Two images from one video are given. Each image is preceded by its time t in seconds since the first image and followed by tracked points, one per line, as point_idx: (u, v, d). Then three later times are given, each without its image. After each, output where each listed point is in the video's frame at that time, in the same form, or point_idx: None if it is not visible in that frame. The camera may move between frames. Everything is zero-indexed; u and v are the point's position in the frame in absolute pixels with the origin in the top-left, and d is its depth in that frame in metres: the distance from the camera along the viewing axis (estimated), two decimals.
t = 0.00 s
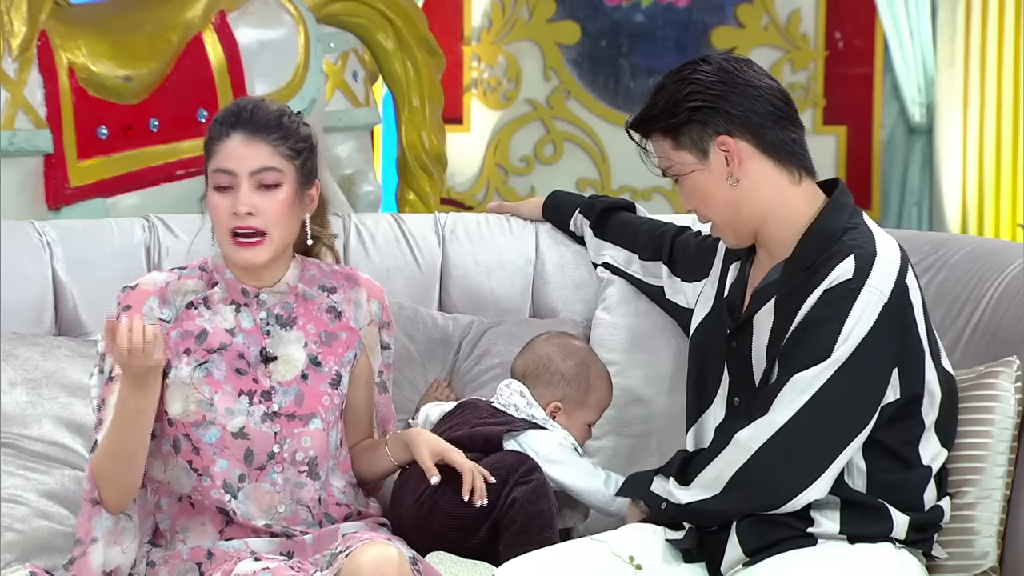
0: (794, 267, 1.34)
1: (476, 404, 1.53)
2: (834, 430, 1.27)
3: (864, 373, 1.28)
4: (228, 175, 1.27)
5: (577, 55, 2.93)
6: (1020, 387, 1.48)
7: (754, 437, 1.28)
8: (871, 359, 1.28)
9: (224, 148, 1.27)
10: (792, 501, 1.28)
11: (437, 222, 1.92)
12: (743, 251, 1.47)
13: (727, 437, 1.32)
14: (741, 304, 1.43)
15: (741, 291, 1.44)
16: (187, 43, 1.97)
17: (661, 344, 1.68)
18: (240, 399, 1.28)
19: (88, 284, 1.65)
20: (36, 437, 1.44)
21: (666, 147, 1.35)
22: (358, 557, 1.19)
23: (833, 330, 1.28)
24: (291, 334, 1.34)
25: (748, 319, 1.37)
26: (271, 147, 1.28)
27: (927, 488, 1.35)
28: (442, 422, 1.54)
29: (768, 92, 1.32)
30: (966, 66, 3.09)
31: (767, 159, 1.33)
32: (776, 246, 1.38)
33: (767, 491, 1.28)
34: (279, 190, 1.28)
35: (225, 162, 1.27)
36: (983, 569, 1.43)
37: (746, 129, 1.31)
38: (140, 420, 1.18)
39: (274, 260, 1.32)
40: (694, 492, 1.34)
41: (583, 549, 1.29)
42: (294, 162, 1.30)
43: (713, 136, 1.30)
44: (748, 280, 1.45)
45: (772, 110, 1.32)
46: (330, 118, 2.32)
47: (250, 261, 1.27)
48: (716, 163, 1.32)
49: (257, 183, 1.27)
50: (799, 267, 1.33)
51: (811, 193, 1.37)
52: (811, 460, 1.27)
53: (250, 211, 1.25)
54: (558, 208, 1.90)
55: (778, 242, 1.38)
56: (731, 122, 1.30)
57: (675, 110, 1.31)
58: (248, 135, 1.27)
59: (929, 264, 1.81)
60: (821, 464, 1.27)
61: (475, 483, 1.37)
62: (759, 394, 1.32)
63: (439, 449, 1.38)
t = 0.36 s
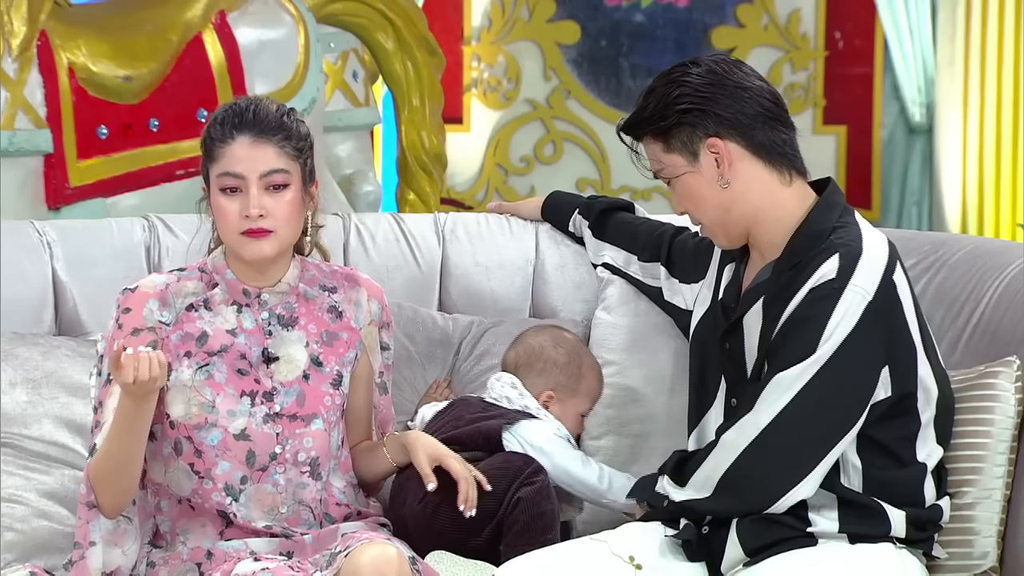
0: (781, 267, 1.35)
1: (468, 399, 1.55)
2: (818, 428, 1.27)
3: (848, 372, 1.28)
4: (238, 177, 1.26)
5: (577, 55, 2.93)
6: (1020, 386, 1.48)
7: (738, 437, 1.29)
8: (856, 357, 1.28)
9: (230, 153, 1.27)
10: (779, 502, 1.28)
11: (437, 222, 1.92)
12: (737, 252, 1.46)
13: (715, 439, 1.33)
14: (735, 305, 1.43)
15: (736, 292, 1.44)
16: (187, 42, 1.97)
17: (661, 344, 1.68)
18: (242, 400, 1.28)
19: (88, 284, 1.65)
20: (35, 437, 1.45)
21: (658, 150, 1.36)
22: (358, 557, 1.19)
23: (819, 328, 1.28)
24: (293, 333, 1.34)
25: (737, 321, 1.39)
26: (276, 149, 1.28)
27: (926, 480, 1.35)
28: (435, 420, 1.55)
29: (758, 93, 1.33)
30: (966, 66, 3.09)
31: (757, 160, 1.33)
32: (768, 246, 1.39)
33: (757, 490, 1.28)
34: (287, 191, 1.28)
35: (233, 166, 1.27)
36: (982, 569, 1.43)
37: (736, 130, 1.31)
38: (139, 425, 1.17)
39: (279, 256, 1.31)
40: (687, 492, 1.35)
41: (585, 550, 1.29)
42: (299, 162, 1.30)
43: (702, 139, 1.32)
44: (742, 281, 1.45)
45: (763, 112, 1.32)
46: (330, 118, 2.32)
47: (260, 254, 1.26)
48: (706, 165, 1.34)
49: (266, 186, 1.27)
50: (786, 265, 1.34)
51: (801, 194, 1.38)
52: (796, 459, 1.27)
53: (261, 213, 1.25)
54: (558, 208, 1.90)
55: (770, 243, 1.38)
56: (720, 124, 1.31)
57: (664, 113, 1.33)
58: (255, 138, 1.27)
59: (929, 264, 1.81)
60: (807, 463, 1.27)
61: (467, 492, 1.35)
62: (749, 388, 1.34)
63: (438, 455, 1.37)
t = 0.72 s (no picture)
0: (770, 265, 1.36)
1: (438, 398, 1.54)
2: (803, 427, 1.27)
3: (833, 371, 1.28)
4: (228, 178, 1.26)
5: (577, 55, 2.93)
6: (1020, 386, 1.48)
7: (724, 436, 1.30)
8: (842, 357, 1.28)
9: (223, 152, 1.26)
10: (764, 500, 1.30)
11: (436, 222, 1.92)
12: (733, 253, 1.48)
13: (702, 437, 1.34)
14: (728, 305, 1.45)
15: (731, 292, 1.46)
16: (187, 42, 1.97)
17: (661, 343, 1.67)
18: (237, 400, 1.28)
19: (88, 284, 1.65)
20: (36, 437, 1.44)
21: (650, 153, 1.37)
22: (355, 557, 1.19)
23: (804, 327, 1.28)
24: (289, 334, 1.34)
25: (728, 321, 1.41)
26: (269, 150, 1.28)
27: (921, 473, 1.36)
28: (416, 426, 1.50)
29: (749, 94, 1.34)
30: (966, 66, 3.09)
31: (749, 162, 1.35)
32: (760, 246, 1.39)
33: (744, 487, 1.29)
34: (280, 191, 1.28)
35: (225, 166, 1.26)
36: (982, 569, 1.43)
37: (727, 132, 1.33)
38: (131, 422, 1.18)
39: (273, 257, 1.31)
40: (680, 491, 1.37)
41: (584, 550, 1.29)
42: (293, 163, 1.30)
43: (694, 141, 1.33)
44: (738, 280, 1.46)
45: (754, 113, 1.33)
46: (330, 117, 2.32)
47: (251, 254, 1.27)
48: (698, 167, 1.35)
49: (259, 185, 1.27)
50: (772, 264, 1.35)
51: (795, 192, 1.38)
52: (782, 457, 1.28)
53: (251, 214, 1.25)
54: (557, 208, 1.91)
55: (762, 243, 1.39)
56: (711, 126, 1.33)
57: (656, 116, 1.34)
58: (248, 138, 1.27)
59: (928, 263, 1.81)
60: (793, 462, 1.28)
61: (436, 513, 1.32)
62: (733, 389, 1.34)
63: (412, 472, 1.32)
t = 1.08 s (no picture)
0: (767, 262, 1.37)
1: (444, 398, 1.54)
2: (801, 427, 1.27)
3: (834, 371, 1.28)
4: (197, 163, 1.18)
5: (577, 55, 2.93)
6: (1020, 386, 1.48)
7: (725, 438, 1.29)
8: (843, 354, 1.28)
9: (201, 141, 1.20)
10: (768, 499, 1.29)
11: (437, 222, 1.92)
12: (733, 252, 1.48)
13: (706, 438, 1.34)
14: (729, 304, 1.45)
15: (730, 292, 1.46)
16: (187, 42, 1.96)
17: (660, 344, 1.67)
18: (237, 401, 1.27)
19: (89, 285, 1.73)
20: (36, 436, 1.40)
21: (648, 153, 1.34)
22: (357, 556, 1.19)
23: (804, 324, 1.28)
24: (285, 334, 1.35)
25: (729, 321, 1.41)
26: (241, 141, 1.20)
27: (924, 473, 1.36)
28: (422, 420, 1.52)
29: (747, 94, 1.32)
30: (966, 66, 3.09)
31: (750, 161, 1.35)
32: (759, 246, 1.40)
33: (748, 488, 1.29)
34: (249, 183, 1.20)
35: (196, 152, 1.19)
36: (983, 569, 1.43)
37: (726, 131, 1.31)
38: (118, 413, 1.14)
39: (256, 250, 1.27)
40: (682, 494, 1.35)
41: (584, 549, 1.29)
42: (267, 160, 1.23)
43: (692, 141, 1.31)
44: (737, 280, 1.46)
45: (751, 112, 1.32)
46: (330, 117, 2.32)
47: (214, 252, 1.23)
48: (697, 166, 1.33)
49: (225, 175, 1.18)
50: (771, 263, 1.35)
51: (793, 191, 1.40)
52: (782, 457, 1.28)
53: (212, 203, 1.17)
54: (557, 208, 1.93)
55: (761, 242, 1.40)
56: (710, 126, 1.31)
57: (653, 116, 1.31)
58: (221, 128, 1.19)
59: (929, 263, 1.81)
60: (793, 462, 1.28)
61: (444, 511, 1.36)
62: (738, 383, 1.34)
63: (419, 470, 1.38)
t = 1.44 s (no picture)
0: (762, 261, 1.37)
1: (437, 397, 1.54)
2: (796, 424, 1.28)
3: (829, 368, 1.28)
4: (177, 192, 1.26)
5: (577, 55, 2.93)
6: (1020, 386, 1.48)
7: (720, 438, 1.30)
8: (838, 351, 1.28)
9: (177, 166, 1.26)
10: (767, 495, 1.29)
11: (437, 222, 1.92)
12: (731, 252, 1.49)
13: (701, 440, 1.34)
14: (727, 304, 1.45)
15: (728, 292, 1.46)
16: (187, 42, 1.97)
17: (661, 344, 1.67)
18: (231, 404, 1.28)
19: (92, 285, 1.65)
20: (35, 436, 1.44)
21: (646, 152, 1.38)
22: (354, 557, 1.19)
23: (792, 322, 1.28)
24: (279, 334, 1.34)
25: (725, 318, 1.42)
26: (216, 168, 1.26)
27: (920, 471, 1.36)
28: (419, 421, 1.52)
29: (744, 93, 1.34)
30: (967, 65, 3.09)
31: (744, 160, 1.35)
32: (755, 243, 1.39)
33: (746, 487, 1.29)
34: (231, 207, 1.26)
35: (178, 181, 1.26)
36: (982, 568, 1.43)
37: (722, 131, 1.33)
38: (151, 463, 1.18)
39: (252, 255, 1.32)
40: (677, 496, 1.36)
41: (584, 550, 1.29)
42: (245, 178, 1.28)
43: (689, 140, 1.33)
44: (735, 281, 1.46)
45: (748, 111, 1.33)
46: (330, 117, 2.32)
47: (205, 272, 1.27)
48: (693, 165, 1.35)
49: (206, 202, 1.26)
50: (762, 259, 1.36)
51: (790, 190, 1.38)
52: (777, 455, 1.28)
53: (199, 231, 1.24)
54: (556, 208, 1.90)
55: (756, 240, 1.39)
56: (707, 125, 1.33)
57: (650, 115, 1.34)
58: (195, 154, 1.25)
59: (928, 263, 1.81)
60: (789, 459, 1.28)
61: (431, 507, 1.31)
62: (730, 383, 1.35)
63: (408, 465, 1.33)
